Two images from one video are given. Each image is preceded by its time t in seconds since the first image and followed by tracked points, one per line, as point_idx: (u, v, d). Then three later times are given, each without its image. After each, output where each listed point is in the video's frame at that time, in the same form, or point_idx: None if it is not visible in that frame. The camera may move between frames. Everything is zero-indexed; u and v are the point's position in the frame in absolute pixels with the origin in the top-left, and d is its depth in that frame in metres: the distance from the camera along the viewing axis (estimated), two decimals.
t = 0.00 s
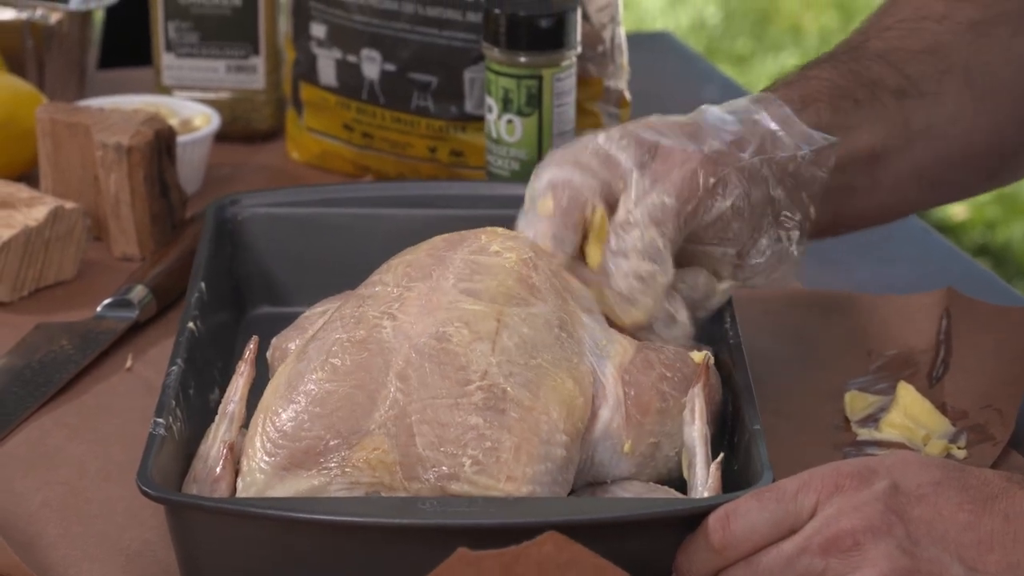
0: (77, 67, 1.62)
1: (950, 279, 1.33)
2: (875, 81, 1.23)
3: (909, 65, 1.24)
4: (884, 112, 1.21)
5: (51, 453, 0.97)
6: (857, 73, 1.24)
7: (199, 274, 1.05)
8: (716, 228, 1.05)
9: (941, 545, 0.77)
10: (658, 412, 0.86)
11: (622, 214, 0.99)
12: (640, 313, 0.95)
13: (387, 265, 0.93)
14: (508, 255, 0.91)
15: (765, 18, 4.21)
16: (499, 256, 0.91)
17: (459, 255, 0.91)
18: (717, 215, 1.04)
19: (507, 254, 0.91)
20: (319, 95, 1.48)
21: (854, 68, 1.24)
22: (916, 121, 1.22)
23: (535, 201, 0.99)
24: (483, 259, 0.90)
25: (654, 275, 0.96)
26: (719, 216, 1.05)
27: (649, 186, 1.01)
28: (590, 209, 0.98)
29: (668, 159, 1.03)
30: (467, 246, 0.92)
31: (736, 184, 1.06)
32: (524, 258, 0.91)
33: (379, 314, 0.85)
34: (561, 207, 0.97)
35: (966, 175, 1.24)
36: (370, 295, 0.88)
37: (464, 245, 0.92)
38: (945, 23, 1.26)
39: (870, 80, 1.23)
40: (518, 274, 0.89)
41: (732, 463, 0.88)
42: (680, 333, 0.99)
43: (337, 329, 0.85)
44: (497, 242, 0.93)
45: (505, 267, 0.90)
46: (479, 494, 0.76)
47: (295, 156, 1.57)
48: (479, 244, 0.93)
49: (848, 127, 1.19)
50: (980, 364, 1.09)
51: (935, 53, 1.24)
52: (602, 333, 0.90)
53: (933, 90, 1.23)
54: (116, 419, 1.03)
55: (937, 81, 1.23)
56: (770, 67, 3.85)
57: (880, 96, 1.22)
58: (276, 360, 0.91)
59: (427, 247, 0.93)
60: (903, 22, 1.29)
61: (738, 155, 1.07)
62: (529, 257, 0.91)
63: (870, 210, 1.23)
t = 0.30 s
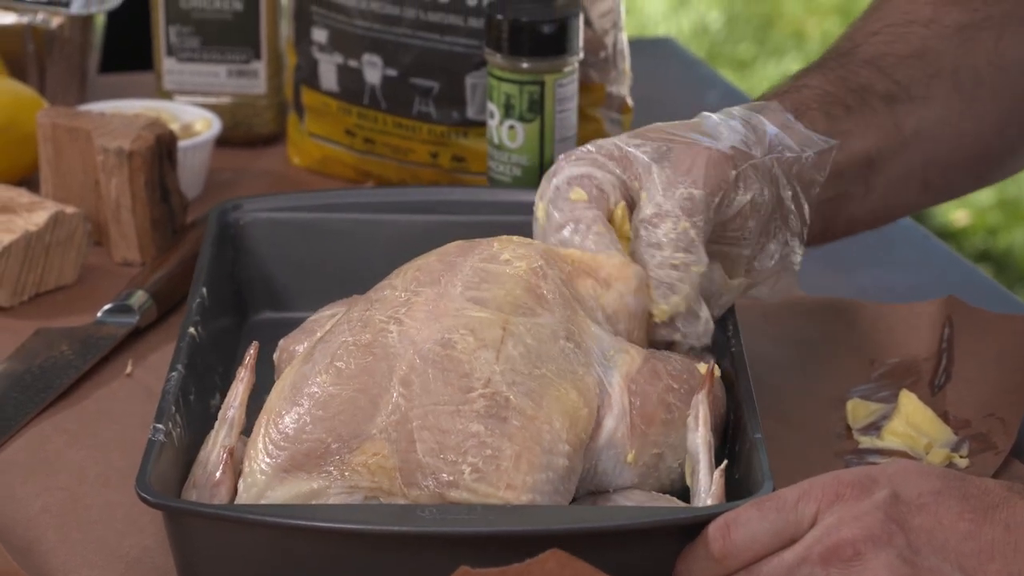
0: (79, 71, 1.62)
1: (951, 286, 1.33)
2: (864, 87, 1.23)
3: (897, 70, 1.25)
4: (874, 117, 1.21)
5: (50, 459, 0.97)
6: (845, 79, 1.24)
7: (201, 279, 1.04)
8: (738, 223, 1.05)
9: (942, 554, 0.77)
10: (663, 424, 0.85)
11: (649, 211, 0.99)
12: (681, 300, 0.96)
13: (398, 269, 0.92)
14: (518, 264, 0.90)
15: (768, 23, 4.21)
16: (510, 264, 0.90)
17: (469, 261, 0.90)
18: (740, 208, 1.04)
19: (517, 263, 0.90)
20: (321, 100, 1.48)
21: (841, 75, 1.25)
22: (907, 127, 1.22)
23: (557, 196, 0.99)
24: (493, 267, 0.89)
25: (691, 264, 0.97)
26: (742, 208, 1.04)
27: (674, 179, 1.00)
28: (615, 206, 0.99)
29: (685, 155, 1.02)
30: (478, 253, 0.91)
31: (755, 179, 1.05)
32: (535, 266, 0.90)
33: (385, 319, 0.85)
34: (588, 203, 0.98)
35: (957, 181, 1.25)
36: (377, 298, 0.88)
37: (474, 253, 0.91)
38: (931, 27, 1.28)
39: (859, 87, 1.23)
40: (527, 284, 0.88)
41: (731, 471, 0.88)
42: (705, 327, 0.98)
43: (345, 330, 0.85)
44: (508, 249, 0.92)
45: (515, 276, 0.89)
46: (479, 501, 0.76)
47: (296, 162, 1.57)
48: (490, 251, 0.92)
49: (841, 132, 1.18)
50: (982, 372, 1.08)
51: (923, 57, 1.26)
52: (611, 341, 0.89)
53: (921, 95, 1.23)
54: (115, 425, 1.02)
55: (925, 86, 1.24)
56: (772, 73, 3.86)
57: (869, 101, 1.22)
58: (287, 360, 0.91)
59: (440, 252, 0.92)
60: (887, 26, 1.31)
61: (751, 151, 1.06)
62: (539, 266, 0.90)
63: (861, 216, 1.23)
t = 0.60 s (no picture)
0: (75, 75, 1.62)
1: (951, 292, 1.33)
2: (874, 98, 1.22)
3: (905, 81, 1.23)
4: (883, 129, 1.21)
5: (48, 465, 0.96)
6: (845, 84, 1.24)
7: (200, 285, 1.04)
8: (743, 260, 1.05)
9: (941, 563, 0.76)
10: (649, 429, 0.85)
11: (652, 260, 0.98)
12: (681, 348, 0.93)
13: (378, 277, 0.92)
14: (500, 270, 0.90)
15: (764, 26, 4.21)
16: (491, 270, 0.89)
17: (450, 267, 0.89)
18: (744, 250, 1.03)
19: (499, 269, 0.90)
20: (317, 105, 1.48)
21: (850, 85, 1.23)
22: (915, 138, 1.21)
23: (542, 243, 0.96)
24: (477, 271, 0.89)
25: (688, 320, 0.94)
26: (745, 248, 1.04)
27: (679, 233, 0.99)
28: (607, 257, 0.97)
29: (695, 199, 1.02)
30: (458, 258, 0.90)
31: (761, 220, 1.05)
32: (516, 273, 0.90)
33: (368, 327, 0.84)
34: (569, 258, 0.94)
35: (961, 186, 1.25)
36: (359, 307, 0.87)
37: (455, 258, 0.91)
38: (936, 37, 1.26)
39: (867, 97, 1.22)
40: (509, 289, 0.88)
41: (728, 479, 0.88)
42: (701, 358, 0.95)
43: (327, 341, 0.84)
44: (488, 255, 0.91)
45: (498, 281, 0.88)
46: (470, 509, 0.76)
47: (293, 166, 1.56)
48: (471, 256, 0.91)
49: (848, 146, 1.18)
50: (981, 379, 1.08)
51: (927, 67, 1.24)
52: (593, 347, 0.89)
53: (928, 106, 1.23)
54: (112, 431, 1.02)
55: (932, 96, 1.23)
56: (768, 77, 3.86)
57: (878, 113, 1.21)
58: (271, 371, 0.91)
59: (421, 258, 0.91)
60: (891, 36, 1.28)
61: (761, 189, 1.06)
62: (520, 274, 0.90)
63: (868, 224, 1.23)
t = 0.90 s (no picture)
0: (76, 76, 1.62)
1: (953, 294, 1.33)
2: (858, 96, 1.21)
3: (889, 76, 1.23)
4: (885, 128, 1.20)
5: (49, 467, 0.96)
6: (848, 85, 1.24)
7: (202, 287, 1.04)
8: (750, 270, 1.05)
9: (945, 566, 0.76)
10: (672, 438, 0.85)
11: (666, 274, 0.98)
12: (697, 360, 0.95)
13: (407, 278, 0.91)
14: (528, 278, 0.89)
15: (763, 27, 4.21)
16: (518, 278, 0.89)
17: (478, 272, 0.89)
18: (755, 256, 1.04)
19: (527, 278, 0.89)
20: (319, 106, 1.48)
21: (835, 80, 1.22)
22: (896, 134, 1.22)
23: (583, 268, 0.95)
24: (503, 280, 0.89)
25: (704, 334, 0.96)
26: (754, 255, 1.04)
27: (693, 246, 0.99)
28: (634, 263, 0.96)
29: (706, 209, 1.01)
30: (488, 265, 0.90)
31: (765, 229, 1.05)
32: (545, 282, 0.89)
33: (390, 325, 0.84)
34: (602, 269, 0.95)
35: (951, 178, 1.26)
36: (383, 305, 0.87)
37: (484, 263, 0.91)
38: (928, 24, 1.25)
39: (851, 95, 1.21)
40: (536, 299, 0.87)
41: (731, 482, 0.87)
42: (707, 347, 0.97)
43: (348, 335, 0.84)
44: (519, 263, 0.91)
45: (524, 292, 0.88)
46: (475, 511, 0.76)
47: (295, 168, 1.56)
48: (502, 264, 0.91)
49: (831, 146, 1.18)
50: (983, 382, 1.08)
51: (912, 61, 1.23)
52: (621, 354, 0.88)
53: (910, 102, 1.22)
54: (114, 434, 1.02)
55: (913, 92, 1.22)
56: (767, 77, 3.86)
57: (860, 111, 1.21)
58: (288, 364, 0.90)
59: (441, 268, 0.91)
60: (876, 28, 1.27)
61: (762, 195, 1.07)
62: (549, 282, 0.89)
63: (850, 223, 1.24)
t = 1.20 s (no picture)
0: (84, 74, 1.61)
1: (963, 294, 1.32)
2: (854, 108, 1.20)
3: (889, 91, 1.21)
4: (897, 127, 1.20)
5: (58, 465, 0.96)
6: (857, 84, 1.23)
7: (205, 285, 1.04)
8: (718, 251, 1.04)
9: (958, 567, 0.76)
10: (628, 428, 0.83)
11: (619, 241, 0.96)
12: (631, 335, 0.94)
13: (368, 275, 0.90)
14: (486, 261, 0.87)
15: (769, 24, 4.20)
16: (478, 262, 0.87)
17: (436, 263, 0.87)
18: (717, 239, 1.03)
19: (485, 261, 0.87)
20: (327, 103, 1.47)
21: (830, 94, 1.22)
22: (898, 147, 1.19)
23: (526, 227, 0.92)
24: (463, 266, 0.87)
25: (646, 305, 0.95)
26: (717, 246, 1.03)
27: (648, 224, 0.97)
28: (585, 228, 0.93)
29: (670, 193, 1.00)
30: (443, 256, 0.88)
31: (738, 209, 1.04)
32: (503, 262, 0.87)
33: (358, 327, 0.83)
34: (555, 233, 0.91)
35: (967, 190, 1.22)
36: (347, 307, 0.86)
37: (441, 254, 0.88)
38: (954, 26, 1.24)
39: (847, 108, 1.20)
40: (496, 280, 0.86)
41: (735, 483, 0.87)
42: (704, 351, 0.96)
43: (317, 342, 0.83)
44: (476, 246, 0.89)
45: (486, 272, 0.86)
46: (461, 510, 0.75)
47: (303, 165, 1.56)
48: (458, 250, 0.89)
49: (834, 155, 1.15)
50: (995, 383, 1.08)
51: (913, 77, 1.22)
52: (575, 343, 0.86)
53: (913, 115, 1.20)
54: (122, 432, 1.01)
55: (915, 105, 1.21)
56: (773, 74, 3.86)
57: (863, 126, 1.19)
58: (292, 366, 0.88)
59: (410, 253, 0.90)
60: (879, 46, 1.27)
61: (744, 183, 1.05)
62: (507, 262, 0.87)
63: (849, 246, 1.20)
